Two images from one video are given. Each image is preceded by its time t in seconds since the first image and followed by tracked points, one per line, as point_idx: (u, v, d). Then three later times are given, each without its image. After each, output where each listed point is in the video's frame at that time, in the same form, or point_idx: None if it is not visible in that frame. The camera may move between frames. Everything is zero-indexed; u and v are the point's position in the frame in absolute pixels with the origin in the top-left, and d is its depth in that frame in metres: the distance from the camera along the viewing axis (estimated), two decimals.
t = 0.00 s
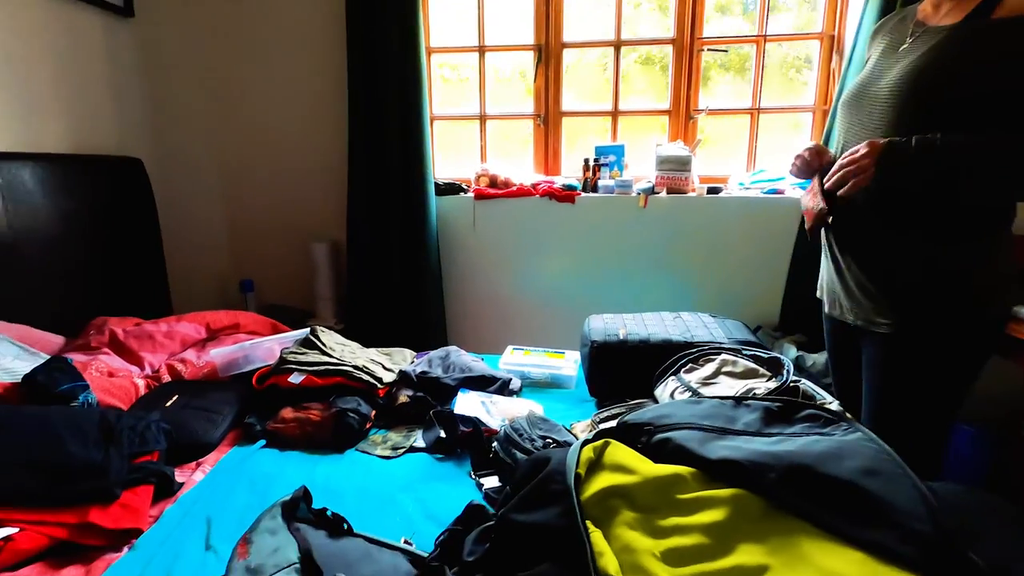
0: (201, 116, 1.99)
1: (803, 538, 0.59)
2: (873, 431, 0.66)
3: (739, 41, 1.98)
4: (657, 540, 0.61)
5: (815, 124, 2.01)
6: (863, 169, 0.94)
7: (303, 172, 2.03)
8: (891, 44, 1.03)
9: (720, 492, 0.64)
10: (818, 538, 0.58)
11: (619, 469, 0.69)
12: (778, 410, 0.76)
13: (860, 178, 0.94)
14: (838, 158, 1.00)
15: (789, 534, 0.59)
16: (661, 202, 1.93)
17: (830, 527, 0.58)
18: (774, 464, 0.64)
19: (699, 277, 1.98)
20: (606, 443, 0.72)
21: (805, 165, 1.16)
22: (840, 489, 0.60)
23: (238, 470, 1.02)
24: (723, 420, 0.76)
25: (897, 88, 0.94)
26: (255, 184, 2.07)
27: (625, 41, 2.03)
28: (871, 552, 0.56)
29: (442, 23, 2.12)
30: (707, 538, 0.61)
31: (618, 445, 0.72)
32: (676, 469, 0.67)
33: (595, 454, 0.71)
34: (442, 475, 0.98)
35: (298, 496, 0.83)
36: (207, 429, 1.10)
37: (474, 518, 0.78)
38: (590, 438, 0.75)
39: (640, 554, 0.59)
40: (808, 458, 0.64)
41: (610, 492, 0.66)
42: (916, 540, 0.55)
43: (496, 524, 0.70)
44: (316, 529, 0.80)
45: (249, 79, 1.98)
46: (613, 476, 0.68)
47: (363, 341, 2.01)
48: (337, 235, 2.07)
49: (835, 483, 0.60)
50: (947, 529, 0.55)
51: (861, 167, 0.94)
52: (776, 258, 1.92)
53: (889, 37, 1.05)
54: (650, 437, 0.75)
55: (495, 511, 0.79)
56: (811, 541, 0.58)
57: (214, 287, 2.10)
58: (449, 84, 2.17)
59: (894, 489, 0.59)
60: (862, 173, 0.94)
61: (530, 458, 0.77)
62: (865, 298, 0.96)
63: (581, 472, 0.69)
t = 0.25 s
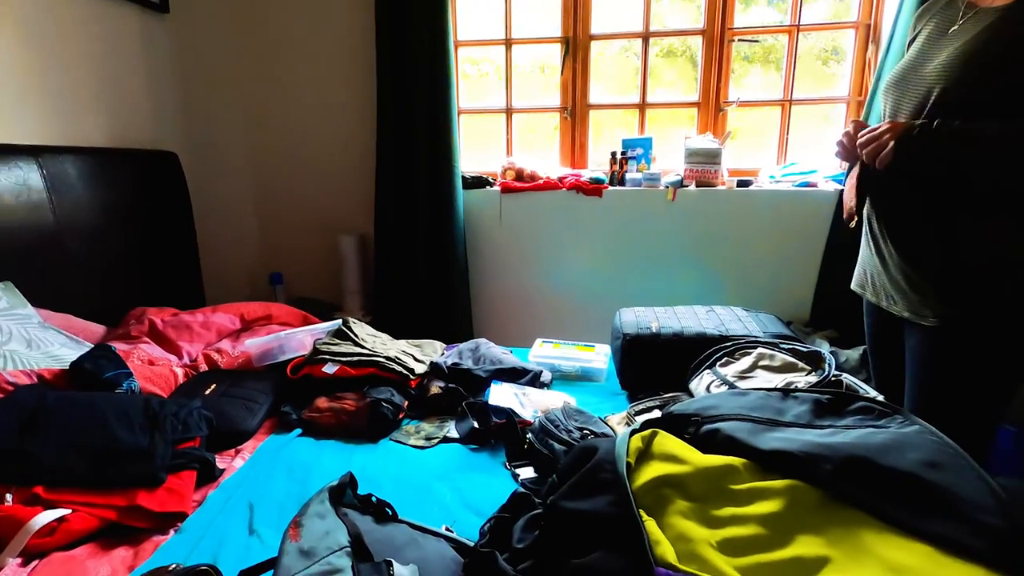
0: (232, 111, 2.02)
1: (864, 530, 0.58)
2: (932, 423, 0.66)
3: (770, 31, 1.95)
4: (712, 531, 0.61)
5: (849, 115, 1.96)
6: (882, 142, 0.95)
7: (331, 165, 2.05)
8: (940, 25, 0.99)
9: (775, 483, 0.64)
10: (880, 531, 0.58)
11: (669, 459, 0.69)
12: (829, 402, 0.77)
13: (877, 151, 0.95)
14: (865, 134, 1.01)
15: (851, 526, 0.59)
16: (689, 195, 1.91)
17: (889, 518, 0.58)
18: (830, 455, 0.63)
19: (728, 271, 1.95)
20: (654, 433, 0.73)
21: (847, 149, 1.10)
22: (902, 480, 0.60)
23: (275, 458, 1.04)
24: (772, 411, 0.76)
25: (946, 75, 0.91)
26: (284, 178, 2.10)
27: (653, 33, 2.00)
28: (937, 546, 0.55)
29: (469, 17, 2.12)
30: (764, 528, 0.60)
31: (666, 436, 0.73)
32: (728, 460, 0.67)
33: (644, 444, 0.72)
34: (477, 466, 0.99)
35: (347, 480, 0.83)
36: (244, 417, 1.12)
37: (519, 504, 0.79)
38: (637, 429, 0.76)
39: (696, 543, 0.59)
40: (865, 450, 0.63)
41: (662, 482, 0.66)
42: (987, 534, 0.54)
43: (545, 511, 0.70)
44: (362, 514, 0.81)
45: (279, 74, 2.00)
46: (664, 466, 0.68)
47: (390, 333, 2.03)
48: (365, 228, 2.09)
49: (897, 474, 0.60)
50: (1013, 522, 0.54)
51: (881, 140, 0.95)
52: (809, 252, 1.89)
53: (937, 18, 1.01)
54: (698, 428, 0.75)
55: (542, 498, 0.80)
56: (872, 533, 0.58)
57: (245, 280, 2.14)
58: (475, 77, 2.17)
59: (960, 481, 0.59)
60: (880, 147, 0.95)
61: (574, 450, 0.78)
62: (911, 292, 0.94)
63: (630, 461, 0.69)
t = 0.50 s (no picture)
0: (250, 110, 2.03)
1: (903, 542, 0.57)
2: (971, 431, 0.65)
3: (792, 26, 1.91)
4: (746, 539, 0.60)
5: (872, 111, 1.93)
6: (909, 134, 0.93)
7: (348, 164, 2.06)
8: (974, 14, 0.95)
9: (809, 492, 0.62)
10: (919, 542, 0.56)
11: (698, 465, 0.68)
12: (861, 406, 0.76)
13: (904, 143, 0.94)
14: (893, 128, 1.00)
15: (891, 537, 0.58)
16: (708, 194, 1.88)
17: (928, 528, 0.57)
18: (866, 463, 0.62)
19: (747, 271, 1.93)
20: (683, 438, 0.72)
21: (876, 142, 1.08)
22: (944, 490, 0.58)
23: (295, 457, 1.04)
24: (803, 416, 0.75)
25: (983, 69, 0.88)
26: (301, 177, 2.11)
27: (671, 29, 1.98)
28: (981, 559, 0.54)
29: (485, 14, 2.11)
30: (799, 538, 0.59)
31: (694, 441, 0.72)
32: (759, 466, 0.66)
33: (671, 448, 0.71)
34: (497, 466, 0.99)
35: (368, 482, 0.84)
36: (264, 415, 1.12)
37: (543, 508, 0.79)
38: (665, 434, 0.75)
39: (730, 552, 0.58)
40: (904, 458, 0.62)
41: (691, 489, 0.65)
42: None
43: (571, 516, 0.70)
44: (384, 515, 0.81)
45: (297, 73, 2.01)
46: (693, 472, 0.67)
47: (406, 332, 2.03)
48: (381, 227, 2.09)
49: (938, 484, 0.59)
50: None
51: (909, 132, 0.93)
52: (830, 252, 1.86)
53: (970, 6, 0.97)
54: (726, 432, 0.74)
55: (566, 503, 0.79)
56: (912, 544, 0.56)
57: (262, 278, 2.15)
58: (491, 75, 2.16)
59: (1005, 492, 0.58)
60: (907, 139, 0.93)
61: (599, 453, 0.77)
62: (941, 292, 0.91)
63: (658, 466, 0.68)
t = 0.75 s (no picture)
0: (255, 111, 2.04)
1: (909, 550, 0.57)
2: (979, 439, 0.64)
3: (797, 27, 1.91)
4: (750, 547, 0.60)
5: (878, 112, 1.92)
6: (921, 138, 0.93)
7: (353, 165, 2.06)
8: (981, 12, 0.94)
9: (814, 499, 0.62)
10: (925, 551, 0.56)
11: (704, 472, 0.68)
12: (867, 413, 0.75)
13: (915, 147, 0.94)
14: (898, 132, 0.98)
15: (896, 546, 0.57)
16: (712, 195, 1.88)
17: (933, 536, 0.57)
18: (871, 471, 0.62)
19: (751, 272, 1.92)
20: (687, 444, 0.72)
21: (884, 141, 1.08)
22: (950, 499, 0.58)
23: (299, 460, 1.04)
24: (808, 423, 0.74)
25: (990, 68, 0.87)
26: (305, 178, 2.11)
27: (675, 30, 1.97)
28: (988, 569, 0.53)
29: (489, 15, 2.11)
30: (804, 546, 0.59)
31: (698, 446, 0.72)
32: (763, 473, 0.66)
33: (676, 455, 0.71)
34: (500, 469, 0.99)
35: (371, 487, 0.83)
36: (268, 417, 1.12)
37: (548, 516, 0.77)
38: (670, 440, 0.75)
39: (734, 560, 0.58)
40: (910, 466, 0.61)
41: (696, 496, 0.65)
42: None
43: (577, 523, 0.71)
44: (389, 520, 0.81)
45: (302, 74, 2.02)
46: (698, 479, 0.67)
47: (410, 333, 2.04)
48: (385, 228, 2.10)
49: (945, 493, 0.58)
50: None
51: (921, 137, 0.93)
52: (835, 253, 1.85)
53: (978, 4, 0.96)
54: (730, 439, 0.74)
55: (572, 510, 0.78)
56: (917, 553, 0.56)
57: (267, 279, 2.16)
58: (495, 76, 2.16)
59: (1014, 502, 0.57)
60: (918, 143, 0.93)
61: (603, 458, 0.78)
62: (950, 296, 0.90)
63: (663, 473, 0.69)
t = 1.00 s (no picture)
0: (254, 115, 2.04)
1: (907, 567, 0.56)
2: (979, 453, 0.63)
3: (797, 30, 1.90)
4: (746, 564, 0.59)
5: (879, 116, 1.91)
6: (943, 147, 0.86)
7: (352, 169, 2.06)
8: (977, 19, 0.94)
9: (812, 514, 0.61)
10: (924, 569, 0.56)
11: (700, 486, 0.67)
12: (865, 424, 0.75)
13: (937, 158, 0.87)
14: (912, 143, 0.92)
15: (895, 563, 0.57)
16: (712, 199, 1.87)
17: (934, 553, 0.56)
18: (870, 486, 0.61)
19: (751, 276, 1.91)
20: (683, 456, 0.72)
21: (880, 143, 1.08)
22: (950, 515, 0.57)
23: (295, 467, 1.03)
24: (805, 434, 0.74)
25: (989, 73, 0.87)
26: (304, 181, 2.11)
27: (675, 34, 1.97)
28: None
29: (488, 19, 2.10)
30: (802, 563, 0.58)
31: (695, 459, 0.72)
32: (761, 487, 0.65)
33: (672, 467, 0.71)
34: (497, 477, 0.98)
35: (365, 498, 0.83)
36: (264, 424, 1.12)
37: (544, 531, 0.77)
38: (666, 451, 0.75)
39: None
40: (909, 481, 0.61)
41: (691, 510, 0.65)
42: None
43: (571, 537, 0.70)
44: (382, 532, 0.81)
45: (301, 78, 2.01)
46: (694, 493, 0.67)
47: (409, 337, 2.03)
48: (383, 232, 2.09)
49: (944, 509, 0.57)
50: None
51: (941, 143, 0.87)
52: (835, 258, 1.84)
53: (973, 12, 0.96)
54: (728, 450, 0.73)
55: (568, 524, 0.77)
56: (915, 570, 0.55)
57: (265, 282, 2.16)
58: (495, 80, 2.16)
59: (1013, 519, 0.56)
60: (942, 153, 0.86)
61: (599, 471, 0.78)
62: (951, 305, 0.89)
63: (658, 487, 0.68)
